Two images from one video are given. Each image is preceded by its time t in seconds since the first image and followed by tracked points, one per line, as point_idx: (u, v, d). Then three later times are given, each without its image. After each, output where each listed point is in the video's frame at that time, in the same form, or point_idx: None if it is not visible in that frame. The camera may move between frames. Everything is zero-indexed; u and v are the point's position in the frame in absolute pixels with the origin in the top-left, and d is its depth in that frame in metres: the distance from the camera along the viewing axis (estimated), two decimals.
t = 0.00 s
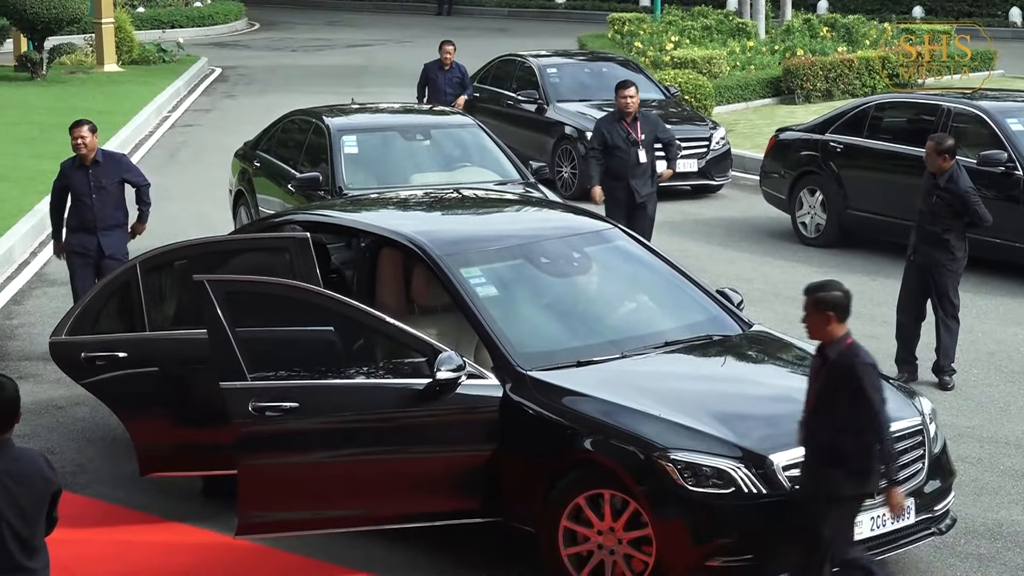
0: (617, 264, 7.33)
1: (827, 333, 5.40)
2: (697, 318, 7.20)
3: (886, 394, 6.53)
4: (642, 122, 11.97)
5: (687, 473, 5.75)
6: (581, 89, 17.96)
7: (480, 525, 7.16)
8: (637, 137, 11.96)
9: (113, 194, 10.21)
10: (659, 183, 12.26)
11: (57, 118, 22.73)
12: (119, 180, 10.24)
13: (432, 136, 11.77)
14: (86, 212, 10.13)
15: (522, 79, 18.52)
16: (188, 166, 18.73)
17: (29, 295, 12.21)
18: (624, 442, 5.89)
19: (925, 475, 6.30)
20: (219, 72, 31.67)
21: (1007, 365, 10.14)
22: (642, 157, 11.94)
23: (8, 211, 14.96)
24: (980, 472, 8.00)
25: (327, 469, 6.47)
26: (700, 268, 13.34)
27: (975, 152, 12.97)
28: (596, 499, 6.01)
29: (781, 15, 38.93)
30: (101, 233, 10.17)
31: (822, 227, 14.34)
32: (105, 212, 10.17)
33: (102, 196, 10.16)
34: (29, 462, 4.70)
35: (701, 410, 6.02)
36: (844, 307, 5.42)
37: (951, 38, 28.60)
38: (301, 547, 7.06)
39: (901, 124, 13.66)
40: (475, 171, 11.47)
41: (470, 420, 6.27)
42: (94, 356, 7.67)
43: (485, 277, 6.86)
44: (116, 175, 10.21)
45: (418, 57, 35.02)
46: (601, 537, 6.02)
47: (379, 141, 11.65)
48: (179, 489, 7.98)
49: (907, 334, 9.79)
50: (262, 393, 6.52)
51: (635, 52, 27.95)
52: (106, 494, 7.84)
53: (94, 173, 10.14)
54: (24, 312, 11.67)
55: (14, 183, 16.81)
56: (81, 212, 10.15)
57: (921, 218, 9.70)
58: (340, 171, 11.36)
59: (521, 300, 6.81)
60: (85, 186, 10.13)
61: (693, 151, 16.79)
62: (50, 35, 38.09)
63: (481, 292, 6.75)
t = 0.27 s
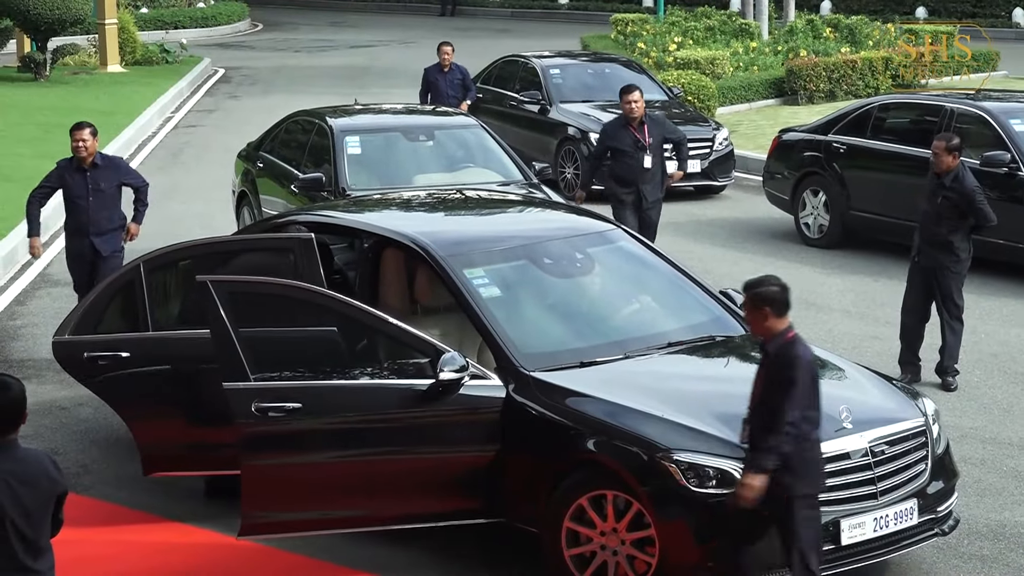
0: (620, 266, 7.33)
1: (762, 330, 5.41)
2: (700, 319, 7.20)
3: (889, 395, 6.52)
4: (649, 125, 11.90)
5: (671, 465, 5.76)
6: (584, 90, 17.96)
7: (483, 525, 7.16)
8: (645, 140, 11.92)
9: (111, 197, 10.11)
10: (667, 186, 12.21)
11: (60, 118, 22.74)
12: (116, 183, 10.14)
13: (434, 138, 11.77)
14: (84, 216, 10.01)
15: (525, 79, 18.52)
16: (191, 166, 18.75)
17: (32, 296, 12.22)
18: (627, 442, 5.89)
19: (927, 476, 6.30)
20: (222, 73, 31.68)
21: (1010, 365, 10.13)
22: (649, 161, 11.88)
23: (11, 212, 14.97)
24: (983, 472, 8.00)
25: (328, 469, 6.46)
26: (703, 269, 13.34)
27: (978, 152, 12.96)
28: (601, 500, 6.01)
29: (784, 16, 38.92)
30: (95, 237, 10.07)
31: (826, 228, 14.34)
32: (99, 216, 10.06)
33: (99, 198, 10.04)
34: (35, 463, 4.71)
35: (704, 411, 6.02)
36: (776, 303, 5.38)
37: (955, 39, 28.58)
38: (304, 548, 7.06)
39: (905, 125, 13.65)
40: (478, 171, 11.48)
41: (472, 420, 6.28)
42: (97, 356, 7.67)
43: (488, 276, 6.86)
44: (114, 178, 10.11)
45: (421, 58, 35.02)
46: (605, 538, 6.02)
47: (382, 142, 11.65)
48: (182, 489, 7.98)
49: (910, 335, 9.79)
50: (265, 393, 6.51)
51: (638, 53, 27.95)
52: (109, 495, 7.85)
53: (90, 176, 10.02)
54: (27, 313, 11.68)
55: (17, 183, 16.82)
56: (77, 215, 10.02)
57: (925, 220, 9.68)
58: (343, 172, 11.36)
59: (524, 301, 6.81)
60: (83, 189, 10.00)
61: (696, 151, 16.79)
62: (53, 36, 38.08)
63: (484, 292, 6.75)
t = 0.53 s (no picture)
0: (622, 266, 7.33)
1: (675, 339, 5.14)
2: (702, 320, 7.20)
3: (892, 396, 6.52)
4: (648, 133, 11.41)
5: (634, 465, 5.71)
6: (586, 90, 17.96)
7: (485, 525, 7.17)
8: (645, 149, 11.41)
9: (109, 207, 10.02)
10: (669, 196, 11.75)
11: (62, 119, 22.73)
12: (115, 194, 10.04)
13: (437, 138, 11.77)
14: (82, 225, 9.93)
15: (527, 80, 18.52)
16: (193, 167, 18.75)
17: (35, 296, 12.23)
18: (629, 443, 5.88)
19: (930, 477, 6.30)
20: (224, 74, 31.69)
21: (1012, 366, 10.14)
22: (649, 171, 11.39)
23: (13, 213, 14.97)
24: (985, 473, 8.00)
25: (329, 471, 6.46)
26: (705, 269, 13.34)
27: (980, 153, 12.96)
28: (603, 501, 6.00)
29: (786, 16, 38.93)
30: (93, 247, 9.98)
31: (828, 229, 14.34)
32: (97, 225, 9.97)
33: (98, 207, 9.96)
34: (39, 462, 4.71)
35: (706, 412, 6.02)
36: (688, 313, 5.10)
37: (957, 40, 28.57)
38: (307, 549, 7.06)
39: (907, 125, 13.65)
40: (480, 172, 11.48)
41: (475, 420, 6.28)
42: (98, 356, 7.66)
43: (490, 278, 6.86)
44: (115, 191, 10.03)
45: (423, 58, 35.02)
46: (607, 539, 6.02)
47: (384, 142, 11.65)
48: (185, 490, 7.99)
49: (913, 336, 9.78)
50: (266, 394, 6.50)
51: (640, 53, 27.96)
52: (111, 495, 7.85)
53: (90, 183, 9.94)
54: (28, 313, 11.68)
55: (18, 184, 16.82)
56: (75, 223, 9.95)
57: (929, 220, 9.67)
58: (345, 172, 11.36)
59: (527, 302, 6.81)
60: (83, 198, 9.92)
61: (699, 152, 16.79)
62: (56, 36, 38.10)
63: (487, 293, 6.75)
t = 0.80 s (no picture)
0: (618, 265, 7.34)
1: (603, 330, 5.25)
2: (700, 319, 7.21)
3: (889, 396, 6.52)
4: (637, 134, 11.26)
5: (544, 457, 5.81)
6: (583, 90, 17.94)
7: (482, 526, 7.17)
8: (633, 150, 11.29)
9: (100, 211, 9.84)
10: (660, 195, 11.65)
11: (59, 119, 22.72)
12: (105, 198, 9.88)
13: (434, 138, 11.77)
14: (73, 228, 9.75)
15: (524, 80, 18.51)
16: (190, 167, 18.74)
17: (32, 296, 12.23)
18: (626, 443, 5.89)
19: (926, 477, 6.30)
20: (222, 74, 31.68)
21: (1009, 366, 10.14)
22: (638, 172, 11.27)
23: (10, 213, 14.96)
24: (982, 473, 8.00)
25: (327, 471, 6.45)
26: (702, 269, 13.35)
27: (977, 153, 12.97)
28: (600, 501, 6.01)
29: (783, 17, 38.95)
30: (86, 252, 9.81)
31: (825, 229, 14.34)
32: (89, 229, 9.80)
33: (88, 211, 9.80)
34: (37, 462, 4.71)
35: (703, 411, 6.02)
36: (603, 304, 5.22)
37: (954, 40, 28.57)
38: (305, 549, 7.06)
39: (904, 125, 13.65)
40: (477, 172, 11.48)
41: (472, 420, 6.28)
42: (95, 355, 7.64)
43: (487, 278, 6.87)
44: (107, 195, 9.89)
45: (421, 58, 35.01)
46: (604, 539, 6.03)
47: (382, 142, 11.65)
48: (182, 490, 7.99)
49: (909, 336, 9.78)
50: (264, 394, 6.50)
51: (637, 53, 27.96)
52: (108, 495, 7.85)
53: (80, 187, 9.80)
54: (26, 313, 11.68)
55: (15, 184, 16.81)
56: (66, 226, 9.76)
57: (927, 219, 9.71)
58: (342, 172, 11.36)
59: (524, 302, 6.82)
60: (73, 201, 9.77)
61: (696, 152, 16.79)
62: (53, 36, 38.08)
63: (484, 293, 6.76)
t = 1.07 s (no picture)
0: (618, 265, 7.34)
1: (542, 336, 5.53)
2: (700, 320, 7.20)
3: (889, 396, 6.52)
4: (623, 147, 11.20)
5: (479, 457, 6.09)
6: (583, 91, 17.93)
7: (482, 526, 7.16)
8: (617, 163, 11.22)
9: (90, 219, 9.63)
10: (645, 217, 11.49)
11: (58, 119, 22.71)
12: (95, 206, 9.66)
13: (434, 139, 11.77)
14: (64, 239, 9.54)
15: (524, 80, 18.51)
16: (190, 167, 18.75)
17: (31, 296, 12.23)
18: (626, 443, 5.89)
19: (926, 477, 6.29)
20: (221, 74, 31.68)
21: (1009, 366, 10.14)
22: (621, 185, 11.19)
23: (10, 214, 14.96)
24: (982, 473, 8.00)
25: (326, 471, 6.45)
26: (701, 269, 13.35)
27: (976, 153, 12.97)
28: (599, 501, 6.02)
29: (782, 17, 38.95)
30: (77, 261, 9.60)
31: (825, 229, 14.35)
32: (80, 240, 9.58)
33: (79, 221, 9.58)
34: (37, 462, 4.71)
35: (703, 412, 6.02)
36: (542, 313, 5.50)
37: (953, 40, 28.57)
38: (304, 549, 7.06)
39: (903, 125, 13.65)
40: (477, 172, 11.48)
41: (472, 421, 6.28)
42: (95, 355, 7.67)
43: (487, 278, 6.86)
44: (95, 203, 9.66)
45: (420, 58, 34.99)
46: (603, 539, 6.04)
47: (381, 143, 11.65)
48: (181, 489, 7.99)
49: (908, 336, 9.79)
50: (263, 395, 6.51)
51: (636, 53, 27.96)
52: (107, 495, 7.85)
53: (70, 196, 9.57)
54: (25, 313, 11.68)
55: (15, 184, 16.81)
56: (56, 236, 9.55)
57: (921, 219, 9.71)
58: (342, 172, 11.37)
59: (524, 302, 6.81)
60: (62, 210, 9.54)
61: (695, 152, 16.79)
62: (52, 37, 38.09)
63: (484, 294, 6.76)
